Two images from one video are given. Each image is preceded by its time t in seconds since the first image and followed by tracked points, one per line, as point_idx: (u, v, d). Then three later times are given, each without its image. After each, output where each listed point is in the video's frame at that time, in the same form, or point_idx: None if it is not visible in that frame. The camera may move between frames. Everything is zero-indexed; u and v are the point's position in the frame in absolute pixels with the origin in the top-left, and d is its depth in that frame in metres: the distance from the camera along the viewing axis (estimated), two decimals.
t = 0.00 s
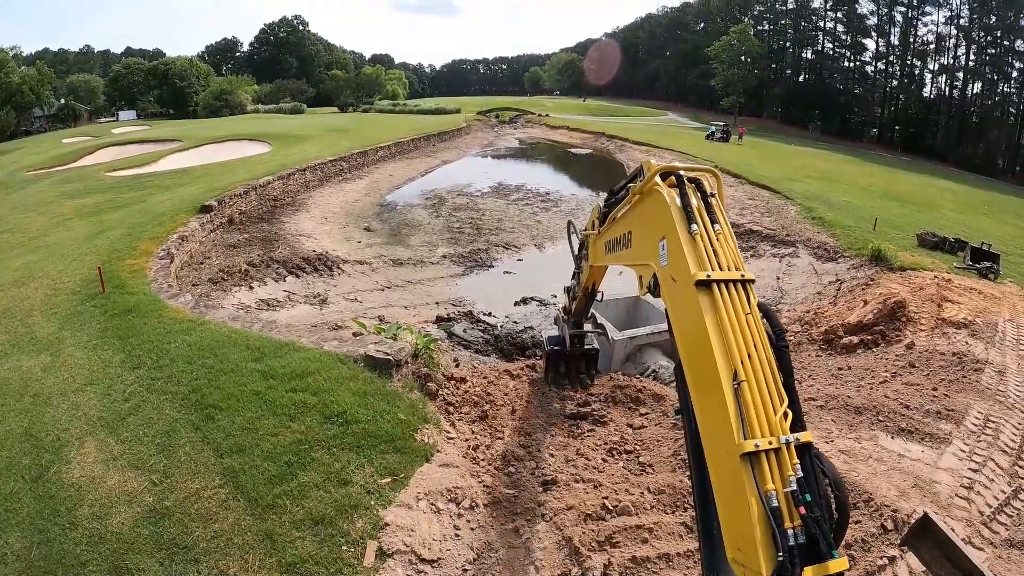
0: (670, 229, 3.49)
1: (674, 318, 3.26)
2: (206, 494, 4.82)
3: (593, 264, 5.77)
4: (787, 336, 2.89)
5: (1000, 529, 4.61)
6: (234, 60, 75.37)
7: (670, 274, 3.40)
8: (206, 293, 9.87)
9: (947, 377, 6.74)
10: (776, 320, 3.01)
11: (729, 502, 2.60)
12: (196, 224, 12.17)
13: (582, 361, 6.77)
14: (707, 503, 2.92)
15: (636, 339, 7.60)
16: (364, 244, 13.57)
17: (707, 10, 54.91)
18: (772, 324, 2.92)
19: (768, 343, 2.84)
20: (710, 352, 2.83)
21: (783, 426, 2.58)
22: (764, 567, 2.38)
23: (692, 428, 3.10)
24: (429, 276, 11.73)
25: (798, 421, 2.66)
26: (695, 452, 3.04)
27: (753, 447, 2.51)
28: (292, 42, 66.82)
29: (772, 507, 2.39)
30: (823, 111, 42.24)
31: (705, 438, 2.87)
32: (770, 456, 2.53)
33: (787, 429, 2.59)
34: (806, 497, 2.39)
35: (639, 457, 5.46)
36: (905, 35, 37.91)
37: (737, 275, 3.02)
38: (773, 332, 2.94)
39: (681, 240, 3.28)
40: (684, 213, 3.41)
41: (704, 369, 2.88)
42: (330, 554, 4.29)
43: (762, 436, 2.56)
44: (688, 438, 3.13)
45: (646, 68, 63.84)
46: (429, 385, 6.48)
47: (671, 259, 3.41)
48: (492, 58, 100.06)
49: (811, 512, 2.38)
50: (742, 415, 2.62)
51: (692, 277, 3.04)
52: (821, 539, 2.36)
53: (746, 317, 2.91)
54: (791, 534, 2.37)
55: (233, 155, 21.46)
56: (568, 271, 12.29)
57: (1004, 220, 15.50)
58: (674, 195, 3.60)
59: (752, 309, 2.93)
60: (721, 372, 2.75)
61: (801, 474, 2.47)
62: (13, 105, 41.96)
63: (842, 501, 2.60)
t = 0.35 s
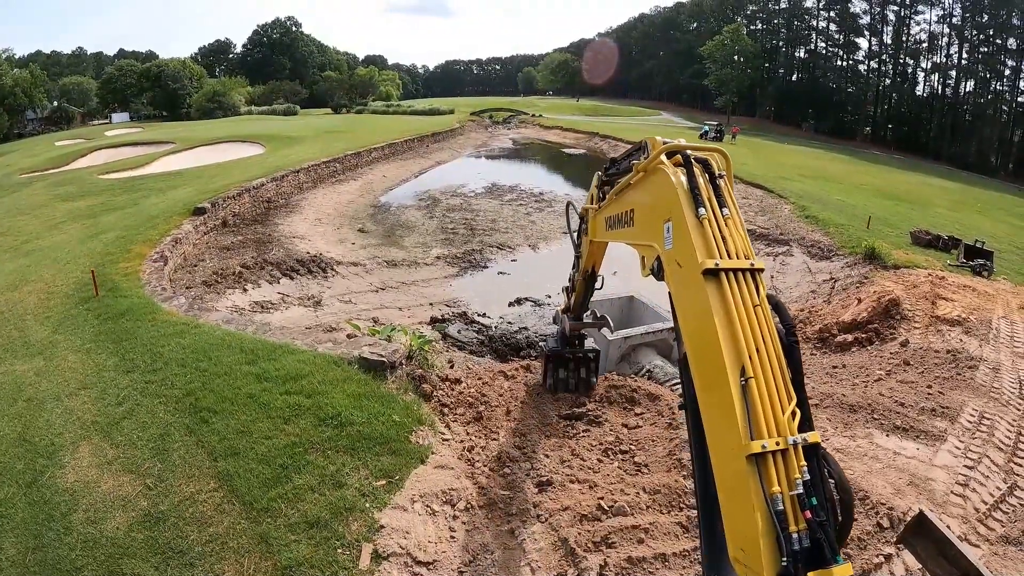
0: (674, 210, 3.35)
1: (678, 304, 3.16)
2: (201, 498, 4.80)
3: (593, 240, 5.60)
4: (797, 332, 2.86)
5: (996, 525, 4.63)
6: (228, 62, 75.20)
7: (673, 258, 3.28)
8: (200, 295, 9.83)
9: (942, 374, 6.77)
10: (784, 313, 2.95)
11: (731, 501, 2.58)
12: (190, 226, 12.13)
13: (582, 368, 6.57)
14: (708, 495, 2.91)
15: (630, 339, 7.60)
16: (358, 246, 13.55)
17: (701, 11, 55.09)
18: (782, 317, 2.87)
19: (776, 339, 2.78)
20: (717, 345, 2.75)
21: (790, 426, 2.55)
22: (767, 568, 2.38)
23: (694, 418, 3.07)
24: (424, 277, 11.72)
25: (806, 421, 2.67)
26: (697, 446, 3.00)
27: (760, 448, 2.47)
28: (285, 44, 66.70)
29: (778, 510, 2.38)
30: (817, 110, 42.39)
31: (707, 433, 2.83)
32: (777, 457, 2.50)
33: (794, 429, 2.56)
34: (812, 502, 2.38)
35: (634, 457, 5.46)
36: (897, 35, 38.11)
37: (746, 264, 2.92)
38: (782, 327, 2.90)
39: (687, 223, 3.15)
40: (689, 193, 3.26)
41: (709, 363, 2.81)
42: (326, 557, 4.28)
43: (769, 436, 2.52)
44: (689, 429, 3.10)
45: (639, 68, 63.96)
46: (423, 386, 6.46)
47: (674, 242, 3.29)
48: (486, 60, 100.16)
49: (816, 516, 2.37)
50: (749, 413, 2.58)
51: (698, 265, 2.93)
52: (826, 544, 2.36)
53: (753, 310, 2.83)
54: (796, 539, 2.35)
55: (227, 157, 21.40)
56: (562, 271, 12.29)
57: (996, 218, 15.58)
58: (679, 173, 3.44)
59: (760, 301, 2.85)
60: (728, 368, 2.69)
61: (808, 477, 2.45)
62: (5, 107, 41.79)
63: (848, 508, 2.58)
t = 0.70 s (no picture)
0: (681, 197, 3.24)
1: (683, 294, 3.09)
2: (198, 500, 4.79)
3: (595, 223, 5.35)
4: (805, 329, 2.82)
5: (994, 524, 4.63)
6: (224, 62, 75.11)
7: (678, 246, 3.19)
8: (197, 296, 9.82)
9: (939, 373, 6.79)
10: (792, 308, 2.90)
11: (733, 500, 2.57)
12: (187, 227, 12.11)
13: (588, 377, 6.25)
14: (708, 488, 2.91)
15: (627, 339, 7.61)
16: (355, 246, 13.54)
17: (697, 11, 55.20)
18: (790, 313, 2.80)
19: (784, 336, 2.73)
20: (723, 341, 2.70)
21: (797, 426, 2.51)
22: (769, 568, 2.39)
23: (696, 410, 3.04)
24: (421, 277, 11.71)
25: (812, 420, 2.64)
26: (699, 440, 2.97)
27: (766, 450, 2.44)
28: (281, 44, 66.70)
29: (782, 513, 2.37)
30: (814, 110, 42.47)
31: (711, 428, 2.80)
32: (782, 458, 2.48)
33: (800, 430, 2.53)
34: (817, 505, 2.38)
35: (631, 457, 5.48)
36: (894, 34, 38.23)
37: (754, 257, 2.83)
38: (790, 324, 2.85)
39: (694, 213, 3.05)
40: (697, 180, 3.15)
41: (714, 358, 2.76)
42: (323, 558, 4.27)
43: (775, 437, 2.49)
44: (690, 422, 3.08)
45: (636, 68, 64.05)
46: (421, 387, 6.46)
47: (680, 231, 3.19)
48: (482, 60, 100.32)
49: (820, 519, 2.37)
50: (754, 412, 2.54)
51: (706, 257, 2.85)
52: (829, 547, 2.36)
53: (762, 305, 2.76)
54: (799, 541, 2.35)
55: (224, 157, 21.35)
56: (559, 271, 12.31)
57: (992, 216, 15.63)
58: (686, 159, 3.31)
59: (767, 295, 2.79)
60: (734, 365, 2.64)
61: (813, 479, 2.43)
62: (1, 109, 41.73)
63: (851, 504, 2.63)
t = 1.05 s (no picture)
0: (684, 187, 3.13)
1: (686, 287, 3.02)
2: (196, 501, 4.78)
3: (598, 209, 5.27)
4: (811, 327, 2.76)
5: (992, 523, 4.64)
6: (222, 63, 74.98)
7: (681, 238, 3.10)
8: (195, 297, 9.81)
9: (937, 372, 6.79)
10: (797, 306, 2.84)
11: (735, 499, 2.56)
12: (184, 228, 12.10)
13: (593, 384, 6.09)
14: (710, 483, 2.91)
15: (625, 339, 7.61)
16: (353, 246, 13.54)
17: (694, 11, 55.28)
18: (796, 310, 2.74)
19: (789, 335, 2.68)
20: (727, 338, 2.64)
21: (801, 427, 2.49)
22: (771, 569, 2.38)
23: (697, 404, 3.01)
24: (419, 278, 11.71)
25: (817, 420, 2.61)
26: (701, 436, 2.95)
27: (770, 451, 2.42)
28: (279, 44, 66.66)
29: (784, 516, 2.36)
30: (812, 109, 42.52)
31: (713, 425, 2.78)
32: (785, 459, 2.46)
33: (804, 431, 2.50)
34: (820, 508, 2.36)
35: (629, 457, 5.48)
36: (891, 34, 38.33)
37: (760, 252, 2.75)
38: (796, 321, 2.80)
39: (699, 205, 2.94)
40: (701, 169, 3.03)
41: (718, 356, 2.71)
42: (322, 559, 4.27)
43: (779, 438, 2.46)
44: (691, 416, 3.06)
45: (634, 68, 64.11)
46: (419, 387, 6.46)
47: (683, 222, 3.09)
48: (480, 60, 100.38)
49: (823, 522, 2.35)
50: (759, 413, 2.51)
51: (710, 251, 2.77)
52: (831, 550, 2.34)
53: (768, 301, 2.70)
54: (801, 544, 2.34)
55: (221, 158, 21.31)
56: (557, 271, 12.31)
57: (990, 215, 15.64)
58: (690, 147, 3.19)
59: (773, 291, 2.72)
60: (738, 363, 2.59)
61: (816, 481, 2.42)
62: None
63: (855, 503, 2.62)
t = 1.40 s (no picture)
0: (690, 177, 3.02)
1: (690, 280, 2.94)
2: (193, 503, 4.77)
3: (599, 196, 5.20)
4: (819, 325, 2.66)
5: (990, 521, 4.65)
6: (219, 63, 74.88)
7: (686, 230, 3.00)
8: (192, 298, 9.79)
9: (934, 370, 6.80)
10: (804, 304, 2.74)
11: (738, 498, 2.53)
12: (181, 228, 12.08)
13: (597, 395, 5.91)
14: (714, 479, 2.89)
15: (622, 339, 7.62)
16: (350, 247, 13.53)
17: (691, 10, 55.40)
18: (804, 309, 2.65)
19: (796, 333, 2.60)
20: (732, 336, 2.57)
21: (807, 428, 2.42)
22: (772, 570, 2.37)
23: (701, 399, 2.96)
24: (416, 278, 11.70)
25: (822, 421, 2.53)
26: (705, 433, 2.91)
27: (774, 453, 2.37)
28: (275, 44, 66.67)
29: (787, 518, 2.34)
30: (808, 108, 42.59)
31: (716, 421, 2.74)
32: (791, 461, 2.40)
33: (810, 432, 2.44)
34: (823, 511, 2.33)
35: (627, 457, 5.49)
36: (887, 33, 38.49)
37: (768, 247, 2.66)
38: (803, 318, 2.70)
39: (705, 196, 2.84)
40: (707, 161, 2.92)
41: (724, 353, 2.64)
42: (319, 560, 4.26)
43: (784, 439, 2.41)
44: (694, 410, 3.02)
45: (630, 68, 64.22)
46: (417, 388, 6.47)
47: (688, 214, 3.00)
48: (477, 60, 100.50)
49: (826, 526, 2.33)
50: (763, 414, 2.45)
51: (717, 246, 2.67)
52: (834, 552, 2.32)
53: (774, 298, 2.61)
54: (804, 547, 2.31)
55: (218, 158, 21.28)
56: (555, 271, 12.31)
57: (986, 214, 15.68)
58: (696, 136, 3.06)
59: (780, 287, 2.63)
60: (743, 363, 2.52)
61: (821, 484, 2.37)
62: None
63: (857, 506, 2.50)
